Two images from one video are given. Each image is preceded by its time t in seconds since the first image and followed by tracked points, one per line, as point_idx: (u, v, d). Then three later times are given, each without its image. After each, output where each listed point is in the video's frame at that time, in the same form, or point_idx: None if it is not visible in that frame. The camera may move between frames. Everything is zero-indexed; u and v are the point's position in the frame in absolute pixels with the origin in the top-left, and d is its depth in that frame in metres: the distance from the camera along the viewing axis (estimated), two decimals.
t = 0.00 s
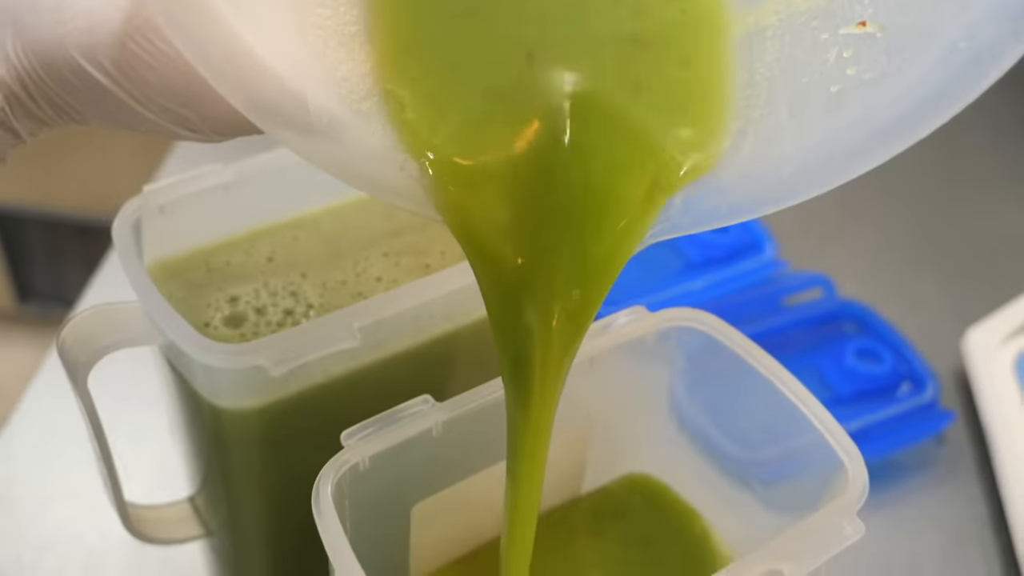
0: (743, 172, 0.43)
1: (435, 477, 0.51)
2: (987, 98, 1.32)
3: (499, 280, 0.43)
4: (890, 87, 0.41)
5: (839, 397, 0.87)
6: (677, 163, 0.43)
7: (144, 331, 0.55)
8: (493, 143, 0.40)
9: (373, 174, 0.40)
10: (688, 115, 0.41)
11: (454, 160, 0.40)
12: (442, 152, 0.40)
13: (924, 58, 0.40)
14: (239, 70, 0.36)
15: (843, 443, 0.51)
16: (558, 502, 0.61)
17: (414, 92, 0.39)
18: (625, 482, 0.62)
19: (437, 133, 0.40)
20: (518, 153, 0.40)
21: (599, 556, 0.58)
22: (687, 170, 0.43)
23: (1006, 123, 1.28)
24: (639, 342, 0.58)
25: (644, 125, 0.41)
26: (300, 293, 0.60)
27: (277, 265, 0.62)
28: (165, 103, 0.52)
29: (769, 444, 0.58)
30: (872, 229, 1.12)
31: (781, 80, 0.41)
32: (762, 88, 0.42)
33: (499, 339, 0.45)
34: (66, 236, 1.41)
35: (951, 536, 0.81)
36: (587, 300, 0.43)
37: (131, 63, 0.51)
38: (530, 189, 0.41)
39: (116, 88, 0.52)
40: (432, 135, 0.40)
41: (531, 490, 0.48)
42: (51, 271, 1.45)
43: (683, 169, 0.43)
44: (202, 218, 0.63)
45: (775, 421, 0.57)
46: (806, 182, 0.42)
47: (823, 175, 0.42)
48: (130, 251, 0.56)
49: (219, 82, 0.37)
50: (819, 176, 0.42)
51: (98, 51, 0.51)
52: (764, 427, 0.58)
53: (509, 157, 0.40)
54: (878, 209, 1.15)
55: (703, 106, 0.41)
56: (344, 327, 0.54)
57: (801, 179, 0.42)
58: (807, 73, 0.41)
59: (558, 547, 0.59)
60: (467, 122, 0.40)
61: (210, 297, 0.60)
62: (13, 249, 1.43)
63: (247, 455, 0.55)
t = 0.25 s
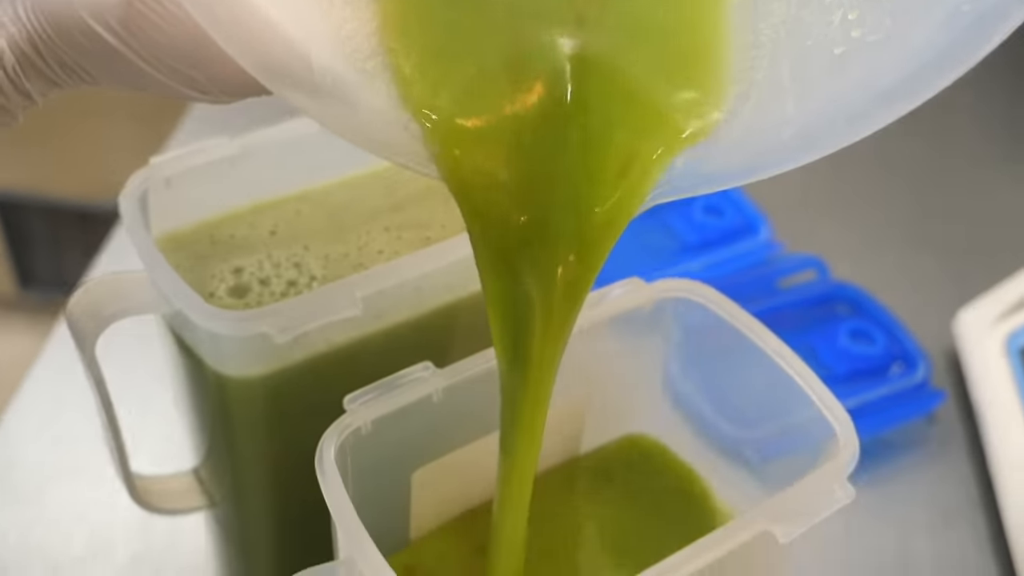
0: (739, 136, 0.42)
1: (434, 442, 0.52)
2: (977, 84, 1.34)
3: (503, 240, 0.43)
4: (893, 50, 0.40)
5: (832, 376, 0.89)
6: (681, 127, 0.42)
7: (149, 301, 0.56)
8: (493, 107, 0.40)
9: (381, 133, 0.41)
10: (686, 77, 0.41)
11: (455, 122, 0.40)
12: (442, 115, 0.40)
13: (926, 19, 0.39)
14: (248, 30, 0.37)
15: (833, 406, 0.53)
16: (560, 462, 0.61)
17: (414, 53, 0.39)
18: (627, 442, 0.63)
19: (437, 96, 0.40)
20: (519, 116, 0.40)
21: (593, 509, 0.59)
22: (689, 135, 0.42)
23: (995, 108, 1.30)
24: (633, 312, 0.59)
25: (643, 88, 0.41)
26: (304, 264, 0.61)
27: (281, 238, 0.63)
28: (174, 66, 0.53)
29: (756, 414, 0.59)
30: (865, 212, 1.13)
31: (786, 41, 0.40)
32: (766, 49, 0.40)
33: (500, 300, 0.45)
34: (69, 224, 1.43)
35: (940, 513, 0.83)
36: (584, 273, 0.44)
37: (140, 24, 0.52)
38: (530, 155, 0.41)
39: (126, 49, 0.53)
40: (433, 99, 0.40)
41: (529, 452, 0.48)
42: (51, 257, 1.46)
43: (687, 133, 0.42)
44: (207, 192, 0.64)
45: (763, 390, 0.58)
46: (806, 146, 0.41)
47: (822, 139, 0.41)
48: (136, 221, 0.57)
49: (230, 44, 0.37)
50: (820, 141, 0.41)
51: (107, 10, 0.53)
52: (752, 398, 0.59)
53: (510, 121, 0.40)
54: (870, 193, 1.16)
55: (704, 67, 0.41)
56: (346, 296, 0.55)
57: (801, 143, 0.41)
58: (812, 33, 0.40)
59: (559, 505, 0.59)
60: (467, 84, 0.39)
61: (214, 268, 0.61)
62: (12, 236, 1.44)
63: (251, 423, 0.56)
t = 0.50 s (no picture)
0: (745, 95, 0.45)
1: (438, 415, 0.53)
2: (973, 77, 1.35)
3: (507, 209, 0.46)
4: (898, 11, 0.44)
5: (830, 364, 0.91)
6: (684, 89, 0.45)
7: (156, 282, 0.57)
8: (501, 66, 0.44)
9: (386, 93, 0.44)
10: (682, 41, 0.45)
11: (465, 81, 0.44)
12: (453, 75, 0.44)
13: None
14: None
15: (829, 383, 0.53)
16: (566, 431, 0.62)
17: (430, 18, 0.44)
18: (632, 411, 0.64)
19: (449, 56, 0.44)
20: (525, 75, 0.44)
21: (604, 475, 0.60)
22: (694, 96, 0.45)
23: (993, 102, 1.31)
24: (632, 293, 0.60)
25: (642, 51, 0.45)
26: (308, 249, 0.62)
27: (286, 223, 0.64)
28: (180, 28, 0.55)
29: (756, 389, 0.60)
30: (862, 203, 1.14)
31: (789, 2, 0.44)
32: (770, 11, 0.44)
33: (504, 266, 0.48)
34: (70, 224, 1.71)
35: (935, 498, 0.84)
36: (584, 240, 0.46)
37: None
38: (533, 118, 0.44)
39: (129, 10, 0.56)
40: (444, 58, 0.44)
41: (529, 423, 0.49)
42: (53, 259, 1.74)
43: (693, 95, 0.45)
44: (214, 179, 0.65)
45: (762, 367, 0.59)
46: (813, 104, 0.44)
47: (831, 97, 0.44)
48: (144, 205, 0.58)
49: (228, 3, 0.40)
50: (828, 98, 0.44)
51: None
52: (752, 374, 0.60)
53: (517, 78, 0.44)
54: (866, 184, 1.17)
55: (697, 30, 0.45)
56: (351, 276, 0.56)
57: (808, 99, 0.44)
58: None
59: (558, 472, 0.60)
60: (478, 46, 0.44)
61: (221, 253, 0.62)
62: (14, 237, 1.72)
63: (258, 399, 0.57)
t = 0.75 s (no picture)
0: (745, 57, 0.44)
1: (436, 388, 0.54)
2: (970, 65, 1.35)
3: (508, 170, 0.47)
4: None
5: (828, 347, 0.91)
6: (683, 56, 0.45)
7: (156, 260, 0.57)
8: (500, 31, 0.44)
9: (385, 57, 0.44)
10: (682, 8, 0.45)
11: (466, 46, 0.44)
12: (453, 40, 0.44)
13: None
14: None
15: (827, 356, 0.54)
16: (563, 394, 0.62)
17: None
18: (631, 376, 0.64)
19: (450, 20, 0.44)
20: (525, 41, 0.44)
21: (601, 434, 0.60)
22: (693, 61, 0.45)
23: (990, 90, 1.31)
24: (631, 270, 0.60)
25: (642, 18, 0.45)
26: (308, 227, 0.62)
27: (286, 202, 0.64)
28: None
29: (754, 365, 0.61)
30: (859, 189, 1.15)
31: None
32: None
33: (503, 230, 0.48)
34: (69, 217, 1.71)
35: (933, 479, 0.84)
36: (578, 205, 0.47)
37: None
38: (535, 83, 0.45)
39: None
40: (447, 21, 0.44)
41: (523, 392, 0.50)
42: (49, 251, 1.75)
43: (692, 61, 0.45)
44: (213, 158, 0.65)
45: (760, 343, 0.60)
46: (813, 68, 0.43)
47: (831, 60, 0.43)
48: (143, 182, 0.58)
49: None
50: (828, 63, 0.43)
51: None
52: (749, 350, 0.61)
53: (518, 45, 0.44)
54: (863, 170, 1.18)
55: None
56: (349, 253, 0.57)
57: (807, 63, 0.43)
58: None
59: (561, 438, 0.60)
60: (478, 11, 0.44)
61: (221, 231, 0.62)
62: (13, 229, 1.72)
63: (258, 374, 0.57)
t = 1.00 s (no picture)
0: (741, 28, 0.43)
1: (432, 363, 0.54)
2: (965, 56, 1.36)
3: (510, 141, 0.47)
4: None
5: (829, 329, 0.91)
6: (676, 21, 0.44)
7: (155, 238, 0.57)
8: None
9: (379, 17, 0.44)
10: None
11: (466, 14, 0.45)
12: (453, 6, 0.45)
13: None
14: None
15: (823, 332, 0.54)
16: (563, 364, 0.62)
17: None
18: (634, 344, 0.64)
19: None
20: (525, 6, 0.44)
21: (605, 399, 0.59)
22: (688, 27, 0.44)
23: (984, 80, 1.32)
24: (629, 247, 0.60)
25: None
26: (307, 207, 0.62)
27: (284, 183, 0.64)
28: None
29: (750, 341, 0.61)
30: (857, 176, 1.15)
31: None
32: None
33: (506, 198, 0.49)
34: (69, 208, 1.71)
35: (932, 459, 0.84)
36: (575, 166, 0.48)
37: None
38: (534, 47, 0.45)
39: None
40: None
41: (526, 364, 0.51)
42: (49, 243, 1.76)
43: (687, 27, 0.44)
44: (211, 140, 0.65)
45: (757, 319, 0.60)
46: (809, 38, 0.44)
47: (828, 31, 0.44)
48: (141, 159, 0.58)
49: None
50: (825, 33, 0.44)
51: None
52: (746, 326, 0.61)
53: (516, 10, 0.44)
54: (862, 158, 1.18)
55: None
56: (349, 231, 0.56)
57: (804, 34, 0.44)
58: None
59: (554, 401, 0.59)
60: None
61: (220, 212, 0.62)
62: (13, 221, 1.73)
63: (257, 351, 0.57)
